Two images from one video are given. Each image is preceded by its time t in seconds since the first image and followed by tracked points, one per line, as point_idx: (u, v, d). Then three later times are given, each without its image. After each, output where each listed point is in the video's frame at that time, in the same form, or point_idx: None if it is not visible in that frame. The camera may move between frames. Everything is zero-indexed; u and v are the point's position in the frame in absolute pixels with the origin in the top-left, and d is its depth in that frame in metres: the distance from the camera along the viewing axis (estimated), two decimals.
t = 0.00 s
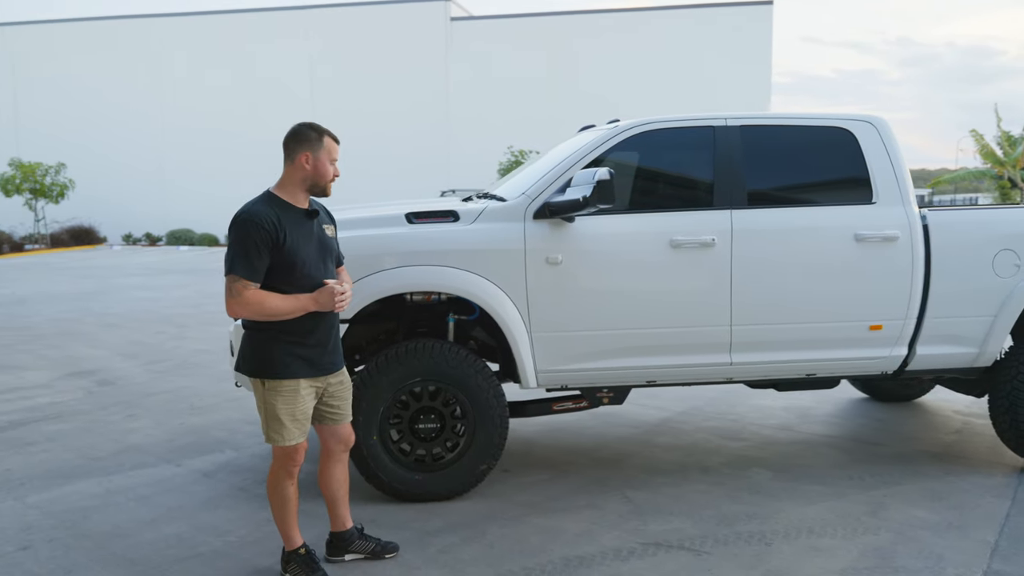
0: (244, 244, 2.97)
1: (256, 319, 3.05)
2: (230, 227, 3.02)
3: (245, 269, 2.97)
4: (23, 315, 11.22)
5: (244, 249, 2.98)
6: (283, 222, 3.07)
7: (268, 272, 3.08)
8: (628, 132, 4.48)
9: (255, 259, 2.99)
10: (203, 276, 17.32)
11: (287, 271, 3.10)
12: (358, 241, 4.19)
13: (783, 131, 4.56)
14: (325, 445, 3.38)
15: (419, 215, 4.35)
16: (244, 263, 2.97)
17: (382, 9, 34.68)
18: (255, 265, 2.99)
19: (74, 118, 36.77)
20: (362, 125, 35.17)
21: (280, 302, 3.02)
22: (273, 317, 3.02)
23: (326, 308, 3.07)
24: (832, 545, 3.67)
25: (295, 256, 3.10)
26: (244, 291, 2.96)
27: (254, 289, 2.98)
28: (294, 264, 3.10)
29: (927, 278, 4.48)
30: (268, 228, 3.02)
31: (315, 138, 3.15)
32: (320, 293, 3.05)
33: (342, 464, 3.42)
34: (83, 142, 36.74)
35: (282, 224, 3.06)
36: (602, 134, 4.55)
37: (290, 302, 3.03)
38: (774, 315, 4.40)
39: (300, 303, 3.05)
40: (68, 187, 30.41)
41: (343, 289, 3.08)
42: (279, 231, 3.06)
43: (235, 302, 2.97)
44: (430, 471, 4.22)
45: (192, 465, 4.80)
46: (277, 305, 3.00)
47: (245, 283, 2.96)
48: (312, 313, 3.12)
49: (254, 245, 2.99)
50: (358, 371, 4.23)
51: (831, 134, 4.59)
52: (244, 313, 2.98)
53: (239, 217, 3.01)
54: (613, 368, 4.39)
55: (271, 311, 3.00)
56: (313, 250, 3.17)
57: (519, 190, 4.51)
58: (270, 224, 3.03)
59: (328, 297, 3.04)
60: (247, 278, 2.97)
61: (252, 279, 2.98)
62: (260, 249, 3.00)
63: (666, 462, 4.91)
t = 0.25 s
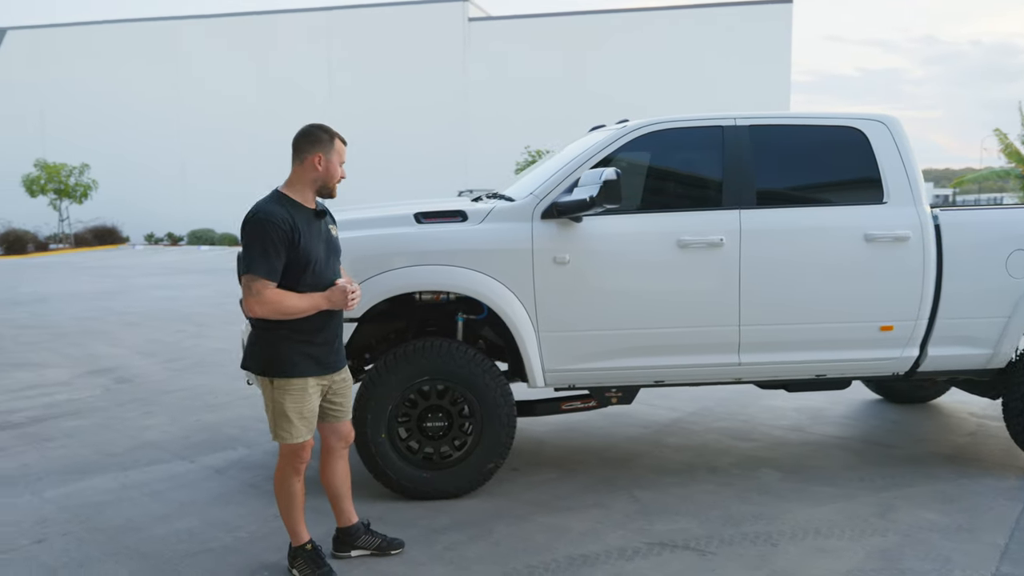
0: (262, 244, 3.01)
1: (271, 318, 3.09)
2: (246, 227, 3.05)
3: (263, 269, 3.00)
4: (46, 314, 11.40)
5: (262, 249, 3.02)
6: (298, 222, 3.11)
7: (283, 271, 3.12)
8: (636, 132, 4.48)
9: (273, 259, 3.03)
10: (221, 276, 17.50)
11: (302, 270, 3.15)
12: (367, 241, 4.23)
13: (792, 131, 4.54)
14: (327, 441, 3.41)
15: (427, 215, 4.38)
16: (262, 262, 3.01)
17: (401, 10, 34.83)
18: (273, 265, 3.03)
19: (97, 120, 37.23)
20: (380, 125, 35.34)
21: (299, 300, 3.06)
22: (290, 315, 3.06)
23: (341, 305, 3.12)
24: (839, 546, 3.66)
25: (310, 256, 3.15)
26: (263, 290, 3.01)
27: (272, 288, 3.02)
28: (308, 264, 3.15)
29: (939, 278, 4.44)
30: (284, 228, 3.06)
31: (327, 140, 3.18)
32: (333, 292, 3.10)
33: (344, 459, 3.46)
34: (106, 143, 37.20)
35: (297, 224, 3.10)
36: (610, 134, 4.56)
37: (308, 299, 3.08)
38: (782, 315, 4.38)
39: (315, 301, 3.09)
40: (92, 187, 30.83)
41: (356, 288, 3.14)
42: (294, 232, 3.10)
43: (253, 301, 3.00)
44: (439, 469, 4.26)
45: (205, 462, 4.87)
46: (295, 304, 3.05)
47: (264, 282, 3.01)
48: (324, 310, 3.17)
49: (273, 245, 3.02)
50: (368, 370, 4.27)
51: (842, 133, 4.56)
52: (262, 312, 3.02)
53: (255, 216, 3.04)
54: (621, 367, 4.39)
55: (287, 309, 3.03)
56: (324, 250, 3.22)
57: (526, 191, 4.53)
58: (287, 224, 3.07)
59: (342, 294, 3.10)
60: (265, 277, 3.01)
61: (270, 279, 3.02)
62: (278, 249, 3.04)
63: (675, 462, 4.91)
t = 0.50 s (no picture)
0: (276, 241, 3.03)
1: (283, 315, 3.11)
2: (257, 226, 3.06)
3: (278, 266, 3.03)
4: (64, 312, 11.55)
5: (276, 247, 3.04)
6: (309, 220, 3.15)
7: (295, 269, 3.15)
8: (643, 131, 4.48)
9: (286, 257, 3.05)
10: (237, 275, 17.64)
11: (314, 268, 3.18)
12: (374, 239, 4.27)
13: (801, 130, 4.53)
14: (332, 437, 3.44)
15: (435, 214, 4.41)
16: (277, 260, 3.03)
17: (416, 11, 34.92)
18: (287, 262, 3.05)
19: (116, 120, 37.61)
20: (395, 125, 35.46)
21: (313, 296, 3.10)
22: (303, 312, 3.09)
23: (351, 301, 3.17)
24: (844, 547, 3.64)
25: (321, 253, 3.19)
26: (277, 287, 3.03)
27: (286, 285, 3.05)
28: (319, 261, 3.19)
29: (949, 278, 4.40)
30: (296, 226, 3.09)
31: (334, 141, 3.23)
32: (344, 288, 3.15)
33: (349, 455, 3.49)
34: (125, 143, 37.58)
35: (308, 221, 3.14)
36: (617, 133, 4.56)
37: (321, 295, 3.12)
38: (790, 315, 4.37)
39: (327, 297, 3.12)
40: (110, 187, 31.17)
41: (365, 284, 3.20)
42: (306, 230, 3.13)
43: (268, 298, 3.03)
44: (445, 466, 4.28)
45: (215, 458, 4.93)
46: (309, 300, 3.08)
47: (279, 279, 3.03)
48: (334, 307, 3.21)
49: (286, 242, 3.05)
50: (375, 368, 4.30)
51: (852, 132, 4.54)
52: (277, 309, 3.04)
53: (267, 215, 3.06)
54: (627, 366, 4.40)
55: (301, 306, 3.07)
56: (332, 247, 3.26)
57: (533, 190, 4.55)
58: (299, 222, 3.10)
59: (353, 290, 3.15)
60: (280, 274, 3.03)
61: (284, 276, 3.05)
62: (291, 246, 3.07)
63: (683, 462, 4.91)
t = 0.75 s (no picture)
0: (279, 241, 3.05)
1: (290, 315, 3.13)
2: (260, 227, 3.08)
3: (281, 266, 3.04)
4: (75, 311, 11.66)
5: (279, 247, 3.06)
6: (310, 220, 3.17)
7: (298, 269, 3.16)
8: (647, 132, 4.48)
9: (290, 256, 3.07)
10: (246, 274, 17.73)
11: (317, 267, 3.20)
12: (378, 240, 4.29)
13: (806, 130, 4.52)
14: (338, 437, 3.47)
15: (438, 214, 4.43)
16: (280, 260, 3.05)
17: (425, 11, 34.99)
18: (290, 263, 3.07)
19: (128, 121, 37.88)
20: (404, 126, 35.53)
21: (319, 294, 3.12)
22: (309, 310, 3.11)
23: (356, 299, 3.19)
24: (846, 548, 3.63)
25: (323, 252, 3.21)
26: (283, 287, 3.05)
27: (290, 285, 3.07)
28: (322, 260, 3.21)
29: (954, 278, 4.38)
30: (298, 226, 3.11)
31: (332, 141, 3.26)
32: (348, 286, 3.17)
33: (354, 455, 3.52)
34: (137, 143, 37.83)
35: (309, 221, 3.16)
36: (621, 133, 4.57)
37: (326, 294, 3.13)
38: (794, 315, 4.36)
39: (331, 296, 3.14)
40: (122, 187, 31.39)
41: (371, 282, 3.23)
42: (307, 230, 3.15)
43: (274, 298, 3.05)
44: (448, 466, 4.30)
45: (221, 457, 4.96)
46: (314, 298, 3.10)
47: (284, 279, 3.05)
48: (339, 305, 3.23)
49: (289, 242, 3.07)
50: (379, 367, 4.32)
51: (856, 133, 4.53)
52: (283, 308, 3.06)
53: (269, 216, 3.08)
54: (630, 367, 4.40)
55: (306, 305, 3.08)
56: (334, 246, 3.28)
57: (537, 191, 4.56)
58: (300, 221, 3.12)
59: (358, 287, 3.16)
60: (285, 274, 3.05)
61: (289, 276, 3.07)
62: (294, 246, 3.09)
63: (686, 462, 4.91)
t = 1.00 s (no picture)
0: (270, 240, 3.07)
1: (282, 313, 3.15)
2: (252, 226, 3.11)
3: (272, 264, 3.06)
4: (80, 309, 11.71)
5: (270, 245, 3.07)
6: (303, 218, 3.18)
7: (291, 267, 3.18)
8: (647, 132, 4.49)
9: (282, 255, 3.09)
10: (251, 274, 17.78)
11: (310, 265, 3.21)
12: (379, 240, 4.31)
13: (807, 130, 4.52)
14: (342, 436, 3.48)
15: (439, 214, 4.44)
16: (271, 258, 3.06)
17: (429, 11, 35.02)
18: (281, 261, 3.09)
19: (134, 121, 38.01)
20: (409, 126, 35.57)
21: (310, 294, 3.14)
22: (301, 309, 3.13)
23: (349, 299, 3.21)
24: (846, 548, 3.64)
25: (317, 251, 3.22)
26: (273, 285, 3.07)
27: (281, 283, 3.08)
28: (315, 258, 3.21)
29: (955, 278, 4.38)
30: (290, 225, 3.13)
31: (329, 139, 3.27)
32: (342, 285, 3.19)
33: (359, 456, 3.53)
34: (143, 143, 37.96)
35: (303, 220, 3.17)
36: (622, 133, 4.58)
37: (318, 293, 3.16)
38: (794, 314, 4.36)
39: (324, 295, 3.16)
40: (128, 187, 31.50)
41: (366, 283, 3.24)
42: (300, 228, 3.17)
43: (264, 296, 3.06)
44: (448, 464, 4.31)
45: (223, 455, 4.99)
46: (305, 297, 3.12)
47: (274, 278, 3.06)
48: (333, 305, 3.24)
49: (280, 241, 3.09)
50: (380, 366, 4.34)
51: (857, 132, 4.53)
52: (273, 306, 3.08)
53: (262, 215, 3.10)
54: (630, 366, 4.41)
55: (297, 304, 3.10)
56: (330, 244, 3.28)
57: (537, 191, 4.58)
58: (292, 220, 3.14)
59: (352, 287, 3.18)
60: (276, 273, 3.07)
61: (279, 274, 3.08)
62: (286, 244, 3.10)
63: (687, 462, 4.91)
